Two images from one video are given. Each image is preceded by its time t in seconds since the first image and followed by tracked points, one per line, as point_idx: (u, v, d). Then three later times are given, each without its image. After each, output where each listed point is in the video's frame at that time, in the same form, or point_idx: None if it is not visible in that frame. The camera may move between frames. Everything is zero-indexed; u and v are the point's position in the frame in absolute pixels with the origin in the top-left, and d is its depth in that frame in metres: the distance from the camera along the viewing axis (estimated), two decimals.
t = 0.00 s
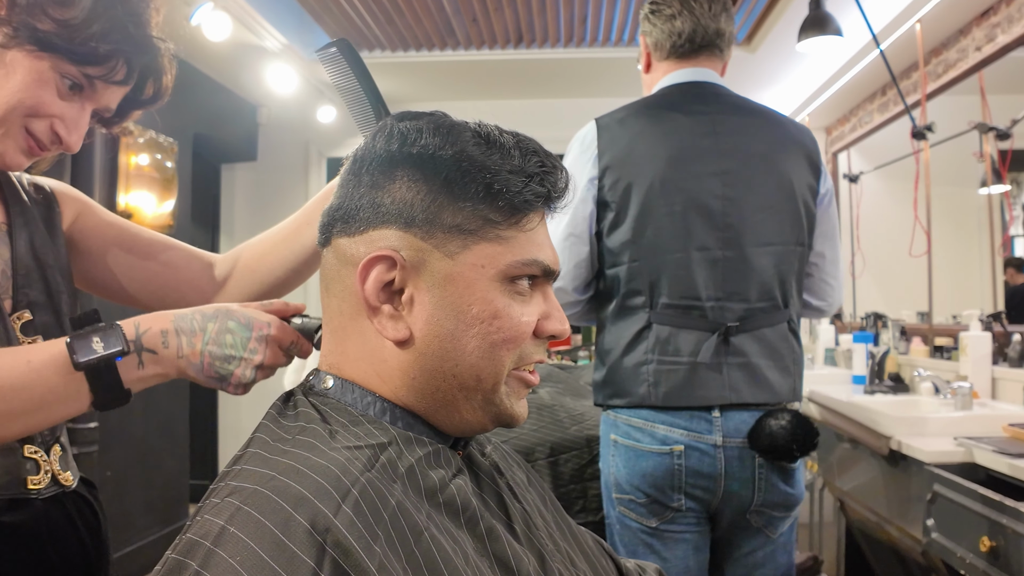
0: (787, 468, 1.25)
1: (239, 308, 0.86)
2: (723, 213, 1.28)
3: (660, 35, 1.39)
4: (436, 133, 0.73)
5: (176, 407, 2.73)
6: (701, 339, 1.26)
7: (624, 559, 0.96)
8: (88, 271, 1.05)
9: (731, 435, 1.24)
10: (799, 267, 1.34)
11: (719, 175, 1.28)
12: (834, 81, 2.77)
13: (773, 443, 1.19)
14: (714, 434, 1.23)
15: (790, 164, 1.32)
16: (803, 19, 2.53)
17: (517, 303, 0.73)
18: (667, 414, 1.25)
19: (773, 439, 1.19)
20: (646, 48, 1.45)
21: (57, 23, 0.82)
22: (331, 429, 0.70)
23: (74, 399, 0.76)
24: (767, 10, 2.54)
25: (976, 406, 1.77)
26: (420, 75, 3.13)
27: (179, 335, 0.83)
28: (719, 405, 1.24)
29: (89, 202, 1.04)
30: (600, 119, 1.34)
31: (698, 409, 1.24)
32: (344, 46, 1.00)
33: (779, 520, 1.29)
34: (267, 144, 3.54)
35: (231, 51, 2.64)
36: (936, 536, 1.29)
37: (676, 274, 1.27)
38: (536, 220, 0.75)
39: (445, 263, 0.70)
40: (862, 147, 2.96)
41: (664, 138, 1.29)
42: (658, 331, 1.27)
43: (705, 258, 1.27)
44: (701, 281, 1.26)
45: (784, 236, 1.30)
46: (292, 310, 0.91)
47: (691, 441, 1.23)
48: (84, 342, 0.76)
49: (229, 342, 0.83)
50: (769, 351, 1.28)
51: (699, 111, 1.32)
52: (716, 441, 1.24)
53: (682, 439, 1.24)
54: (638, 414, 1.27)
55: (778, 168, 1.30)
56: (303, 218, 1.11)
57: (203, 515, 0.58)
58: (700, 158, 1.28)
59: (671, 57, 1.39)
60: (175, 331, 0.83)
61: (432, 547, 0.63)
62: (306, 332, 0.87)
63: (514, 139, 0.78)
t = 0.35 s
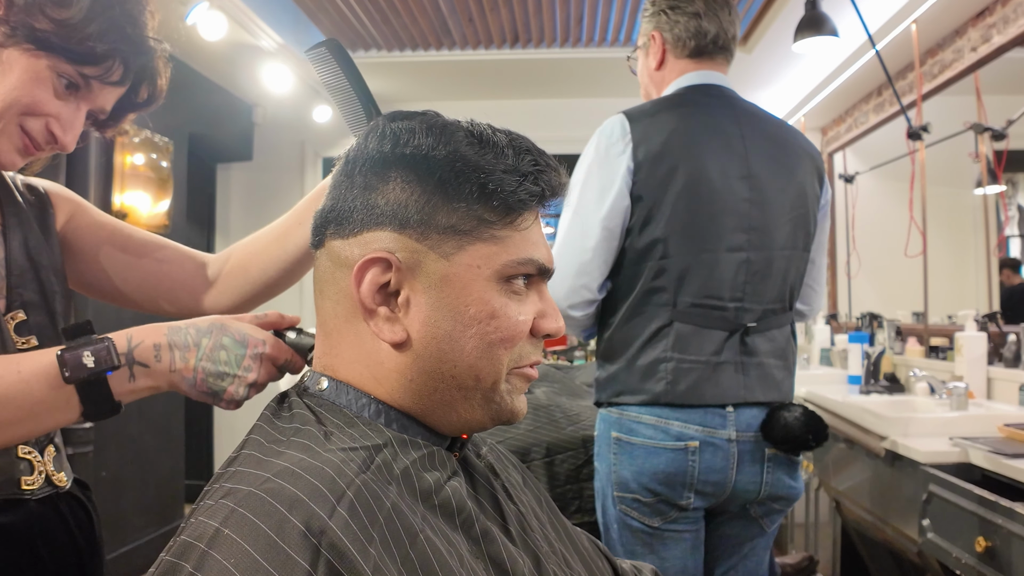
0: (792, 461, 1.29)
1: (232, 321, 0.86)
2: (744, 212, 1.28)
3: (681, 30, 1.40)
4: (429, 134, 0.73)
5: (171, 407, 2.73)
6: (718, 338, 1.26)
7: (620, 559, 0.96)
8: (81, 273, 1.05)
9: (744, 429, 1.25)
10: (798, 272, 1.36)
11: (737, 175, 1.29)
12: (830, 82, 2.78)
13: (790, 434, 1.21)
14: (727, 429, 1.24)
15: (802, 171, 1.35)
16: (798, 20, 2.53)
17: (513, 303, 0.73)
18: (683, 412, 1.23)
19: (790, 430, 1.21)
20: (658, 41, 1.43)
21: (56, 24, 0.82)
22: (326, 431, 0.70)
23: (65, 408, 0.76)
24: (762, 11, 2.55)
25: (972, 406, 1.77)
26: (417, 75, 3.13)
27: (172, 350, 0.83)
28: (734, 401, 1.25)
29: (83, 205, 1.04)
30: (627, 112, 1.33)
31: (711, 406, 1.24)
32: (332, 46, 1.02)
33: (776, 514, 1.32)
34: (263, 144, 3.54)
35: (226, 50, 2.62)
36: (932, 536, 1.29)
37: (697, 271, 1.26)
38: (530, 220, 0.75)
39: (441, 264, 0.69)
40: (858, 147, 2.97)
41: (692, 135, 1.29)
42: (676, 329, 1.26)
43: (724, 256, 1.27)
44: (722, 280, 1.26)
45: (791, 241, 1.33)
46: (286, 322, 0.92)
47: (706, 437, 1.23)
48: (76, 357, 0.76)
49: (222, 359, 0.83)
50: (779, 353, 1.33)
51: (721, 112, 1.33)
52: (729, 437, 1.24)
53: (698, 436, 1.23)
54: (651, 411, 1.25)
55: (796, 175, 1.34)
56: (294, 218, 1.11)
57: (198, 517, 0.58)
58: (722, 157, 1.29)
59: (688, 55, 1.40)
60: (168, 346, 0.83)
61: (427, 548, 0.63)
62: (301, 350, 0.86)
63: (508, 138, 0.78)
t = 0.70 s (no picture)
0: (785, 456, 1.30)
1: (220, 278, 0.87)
2: (747, 215, 1.31)
3: (678, 30, 1.41)
4: (423, 133, 0.73)
5: (166, 408, 2.73)
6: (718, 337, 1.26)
7: (615, 560, 0.96)
8: (74, 270, 1.05)
9: (741, 426, 1.25)
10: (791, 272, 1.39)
11: (739, 176, 1.31)
12: (825, 83, 2.78)
13: (788, 428, 1.22)
14: (725, 428, 1.24)
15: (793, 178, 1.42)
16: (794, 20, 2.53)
17: (508, 302, 0.73)
18: (684, 412, 1.23)
19: (788, 425, 1.22)
20: (653, 42, 1.44)
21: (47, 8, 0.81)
22: (320, 432, 0.69)
23: (63, 382, 0.76)
24: (758, 12, 2.55)
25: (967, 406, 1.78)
26: (414, 75, 3.14)
27: (167, 309, 0.84)
28: (731, 401, 1.25)
29: (75, 200, 1.03)
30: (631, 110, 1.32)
31: (711, 405, 1.23)
32: (327, 43, 1.02)
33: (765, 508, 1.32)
34: (260, 144, 3.54)
35: (222, 50, 2.62)
36: (927, 537, 1.30)
37: (705, 271, 1.26)
38: (524, 220, 0.75)
39: (434, 264, 0.69)
40: (854, 148, 2.98)
41: (701, 132, 1.31)
42: (683, 327, 1.26)
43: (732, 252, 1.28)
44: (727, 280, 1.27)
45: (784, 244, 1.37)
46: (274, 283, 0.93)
47: (706, 437, 1.23)
48: (66, 320, 0.76)
49: (218, 307, 0.84)
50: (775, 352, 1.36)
51: (725, 115, 1.36)
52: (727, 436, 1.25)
53: (698, 437, 1.23)
54: (652, 412, 1.24)
55: (788, 178, 1.40)
56: (285, 218, 1.13)
57: (189, 518, 0.57)
58: (729, 156, 1.31)
59: (683, 56, 1.41)
60: (162, 306, 0.83)
61: (421, 550, 0.63)
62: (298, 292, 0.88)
63: (502, 138, 0.78)
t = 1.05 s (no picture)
0: (725, 456, 1.27)
1: (219, 292, 0.86)
2: (682, 218, 1.26)
3: (604, 30, 1.33)
4: (418, 133, 0.73)
5: (161, 408, 2.72)
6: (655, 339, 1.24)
7: (611, 560, 0.96)
8: (63, 266, 1.05)
9: (676, 426, 1.23)
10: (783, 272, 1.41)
11: (674, 177, 1.27)
12: (821, 83, 2.78)
13: (720, 425, 1.20)
14: (660, 428, 1.22)
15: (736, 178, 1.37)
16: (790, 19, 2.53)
17: (504, 302, 0.73)
18: (619, 412, 1.21)
19: (720, 422, 1.21)
20: (582, 40, 1.37)
21: None
22: (315, 432, 0.69)
23: (55, 395, 0.75)
24: (755, 11, 2.56)
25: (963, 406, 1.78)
26: (410, 75, 3.14)
27: (162, 323, 0.83)
28: (666, 400, 1.23)
29: (65, 197, 1.03)
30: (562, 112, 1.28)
31: (646, 405, 1.22)
32: (323, 42, 1.01)
33: (712, 508, 1.28)
34: (256, 144, 3.54)
35: (219, 50, 2.62)
36: (922, 536, 1.30)
37: (644, 273, 1.23)
38: (520, 220, 0.75)
39: (430, 264, 0.69)
40: (849, 148, 2.99)
41: (632, 133, 1.26)
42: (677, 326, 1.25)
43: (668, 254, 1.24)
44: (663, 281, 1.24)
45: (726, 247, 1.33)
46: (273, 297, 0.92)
47: (639, 438, 1.21)
48: (62, 335, 0.76)
49: (214, 323, 0.83)
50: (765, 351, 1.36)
51: (658, 115, 1.30)
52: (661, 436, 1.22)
53: (631, 437, 1.21)
54: (589, 413, 1.23)
55: (730, 178, 1.35)
56: (279, 215, 1.12)
57: (183, 520, 0.57)
58: (662, 158, 1.27)
59: (610, 57, 1.34)
60: (157, 321, 0.82)
61: (417, 550, 0.63)
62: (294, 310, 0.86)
63: (497, 137, 0.78)
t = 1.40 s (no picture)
0: (687, 451, 1.22)
1: (212, 279, 0.88)
2: (635, 220, 1.18)
3: (542, 28, 1.26)
4: (415, 133, 0.73)
5: (158, 408, 2.72)
6: (614, 342, 1.17)
7: (608, 560, 0.96)
8: (56, 265, 1.05)
9: (637, 423, 1.18)
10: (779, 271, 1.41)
11: (627, 176, 1.19)
12: (818, 83, 2.77)
13: (681, 422, 1.15)
14: (621, 425, 1.16)
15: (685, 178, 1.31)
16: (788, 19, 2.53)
17: (500, 302, 0.73)
18: (577, 409, 1.15)
19: (681, 419, 1.16)
20: (529, 34, 1.31)
21: None
22: (311, 432, 0.69)
23: (53, 387, 0.75)
24: (752, 10, 2.56)
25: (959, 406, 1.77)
26: (408, 75, 3.14)
27: (158, 310, 0.83)
28: (626, 395, 1.18)
29: (56, 195, 1.03)
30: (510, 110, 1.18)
31: (605, 401, 1.16)
32: (319, 41, 1.02)
33: (676, 503, 1.24)
34: (253, 144, 3.53)
35: (216, 49, 2.62)
36: (919, 536, 1.30)
37: (601, 275, 1.16)
38: (517, 220, 0.75)
39: (427, 265, 0.69)
40: (846, 148, 3.00)
41: (580, 129, 1.17)
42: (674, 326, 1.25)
43: (620, 256, 1.17)
44: (614, 283, 1.17)
45: (676, 250, 1.27)
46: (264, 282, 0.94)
47: (600, 435, 1.15)
48: (57, 325, 0.75)
49: (211, 307, 0.85)
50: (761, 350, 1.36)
51: (610, 111, 1.22)
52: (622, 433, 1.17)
53: (592, 434, 1.15)
54: (546, 412, 1.16)
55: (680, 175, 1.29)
56: (274, 213, 1.12)
57: (179, 521, 0.57)
58: (614, 156, 1.19)
59: (550, 57, 1.27)
60: (153, 307, 0.83)
61: (414, 551, 0.63)
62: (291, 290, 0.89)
63: (495, 138, 0.78)
